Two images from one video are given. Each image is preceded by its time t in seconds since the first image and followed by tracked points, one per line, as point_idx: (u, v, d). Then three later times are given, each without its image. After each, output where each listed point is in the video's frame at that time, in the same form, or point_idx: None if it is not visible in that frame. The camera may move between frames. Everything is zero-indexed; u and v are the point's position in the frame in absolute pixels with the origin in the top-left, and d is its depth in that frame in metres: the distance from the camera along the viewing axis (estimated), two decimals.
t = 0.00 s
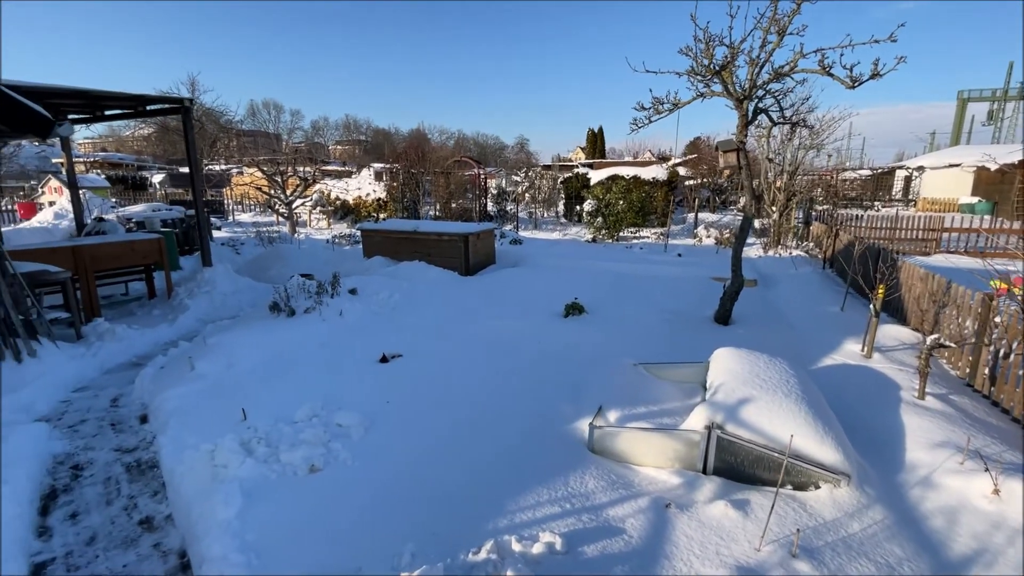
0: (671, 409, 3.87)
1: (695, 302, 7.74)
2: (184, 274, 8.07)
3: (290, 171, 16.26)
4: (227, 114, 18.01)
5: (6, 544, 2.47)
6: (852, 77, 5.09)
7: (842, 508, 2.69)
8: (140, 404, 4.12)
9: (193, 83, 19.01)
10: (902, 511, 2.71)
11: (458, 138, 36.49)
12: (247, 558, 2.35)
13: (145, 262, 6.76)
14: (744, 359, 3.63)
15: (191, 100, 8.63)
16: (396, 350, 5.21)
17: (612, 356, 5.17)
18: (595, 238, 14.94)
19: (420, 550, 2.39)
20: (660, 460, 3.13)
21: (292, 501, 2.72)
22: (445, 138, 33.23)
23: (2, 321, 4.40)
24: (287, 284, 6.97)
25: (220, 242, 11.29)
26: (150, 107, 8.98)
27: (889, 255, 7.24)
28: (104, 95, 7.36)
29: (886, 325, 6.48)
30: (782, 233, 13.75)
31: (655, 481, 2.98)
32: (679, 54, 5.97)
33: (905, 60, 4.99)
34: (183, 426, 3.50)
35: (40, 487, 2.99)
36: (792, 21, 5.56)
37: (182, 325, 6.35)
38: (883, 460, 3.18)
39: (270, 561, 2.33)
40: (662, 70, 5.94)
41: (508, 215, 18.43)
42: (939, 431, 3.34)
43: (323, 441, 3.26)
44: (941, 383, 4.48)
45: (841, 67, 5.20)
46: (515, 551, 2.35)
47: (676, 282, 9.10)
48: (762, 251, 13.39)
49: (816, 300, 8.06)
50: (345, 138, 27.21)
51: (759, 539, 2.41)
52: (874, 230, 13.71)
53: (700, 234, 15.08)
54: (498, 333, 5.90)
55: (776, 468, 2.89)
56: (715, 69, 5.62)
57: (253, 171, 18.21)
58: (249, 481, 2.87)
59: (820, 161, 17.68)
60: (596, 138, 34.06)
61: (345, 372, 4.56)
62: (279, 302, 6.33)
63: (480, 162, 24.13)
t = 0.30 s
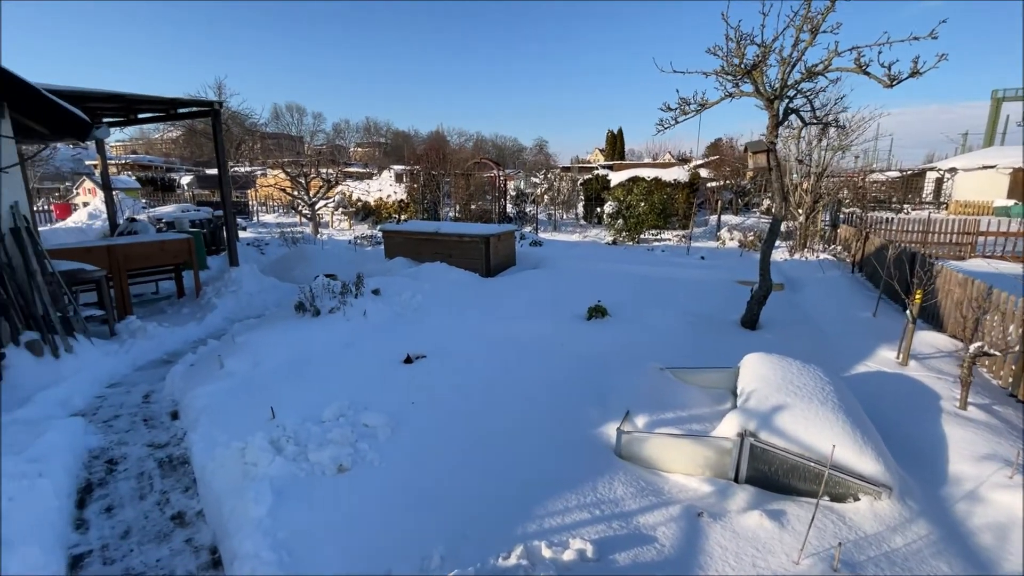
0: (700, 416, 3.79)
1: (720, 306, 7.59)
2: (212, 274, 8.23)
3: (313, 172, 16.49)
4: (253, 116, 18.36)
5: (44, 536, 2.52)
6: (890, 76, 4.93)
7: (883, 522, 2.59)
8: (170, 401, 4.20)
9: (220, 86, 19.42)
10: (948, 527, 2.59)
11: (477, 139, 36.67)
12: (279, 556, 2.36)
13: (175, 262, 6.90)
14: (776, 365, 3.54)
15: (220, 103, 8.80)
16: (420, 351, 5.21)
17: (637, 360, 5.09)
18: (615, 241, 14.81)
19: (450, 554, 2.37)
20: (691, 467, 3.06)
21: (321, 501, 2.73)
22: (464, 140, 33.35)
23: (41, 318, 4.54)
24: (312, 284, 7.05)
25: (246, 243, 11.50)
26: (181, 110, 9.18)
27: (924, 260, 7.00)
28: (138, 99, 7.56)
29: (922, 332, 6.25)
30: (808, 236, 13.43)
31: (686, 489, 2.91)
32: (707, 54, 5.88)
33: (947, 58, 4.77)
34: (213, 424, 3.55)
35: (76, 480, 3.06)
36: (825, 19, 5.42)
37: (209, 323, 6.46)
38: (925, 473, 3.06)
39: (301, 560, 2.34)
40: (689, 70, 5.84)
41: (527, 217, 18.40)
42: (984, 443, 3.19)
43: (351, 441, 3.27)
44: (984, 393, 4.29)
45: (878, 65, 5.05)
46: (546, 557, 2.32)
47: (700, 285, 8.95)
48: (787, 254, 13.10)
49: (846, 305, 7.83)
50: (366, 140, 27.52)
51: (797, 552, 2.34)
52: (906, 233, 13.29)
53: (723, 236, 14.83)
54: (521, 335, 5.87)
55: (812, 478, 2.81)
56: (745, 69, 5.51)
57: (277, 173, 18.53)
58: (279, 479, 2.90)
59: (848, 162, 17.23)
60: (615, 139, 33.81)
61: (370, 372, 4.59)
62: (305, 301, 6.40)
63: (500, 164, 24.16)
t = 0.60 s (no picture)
0: (729, 422, 3.69)
1: (747, 310, 7.42)
2: (240, 274, 8.39)
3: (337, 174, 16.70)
4: (278, 119, 18.69)
5: (83, 529, 2.58)
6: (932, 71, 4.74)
7: (929, 537, 2.48)
8: (201, 397, 4.27)
9: (248, 90, 19.83)
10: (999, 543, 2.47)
11: (497, 141, 36.71)
12: (309, 554, 2.36)
13: (205, 262, 7.05)
14: (811, 371, 3.43)
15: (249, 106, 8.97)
16: (443, 351, 5.21)
17: (662, 363, 5.00)
18: (637, 243, 14.65)
19: (479, 558, 2.35)
20: (723, 474, 2.98)
21: (349, 500, 2.73)
22: (483, 142, 33.43)
23: (79, 315, 4.68)
24: (337, 284, 7.12)
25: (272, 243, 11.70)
26: (212, 114, 9.38)
27: (964, 263, 6.74)
28: (171, 103, 7.74)
29: (962, 339, 6.01)
30: (837, 238, 13.06)
31: (718, 497, 2.83)
32: (737, 52, 5.75)
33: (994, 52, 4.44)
34: (243, 421, 3.60)
35: (112, 473, 3.12)
36: (863, 14, 5.25)
37: (237, 322, 6.58)
38: (972, 485, 2.92)
39: (332, 559, 2.34)
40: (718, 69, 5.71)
41: (548, 219, 18.32)
42: None
43: (377, 440, 3.27)
44: None
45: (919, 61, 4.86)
46: (576, 564, 2.28)
47: (725, 288, 8.77)
48: (815, 257, 12.77)
49: (879, 310, 7.58)
50: (387, 143, 27.80)
51: (839, 565, 2.25)
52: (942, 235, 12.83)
53: (748, 238, 14.53)
54: (544, 337, 5.82)
55: (852, 489, 2.70)
56: (779, 67, 5.38)
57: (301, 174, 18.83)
58: (308, 477, 2.91)
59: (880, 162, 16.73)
60: (636, 140, 33.45)
61: (394, 371, 4.60)
62: (330, 301, 6.47)
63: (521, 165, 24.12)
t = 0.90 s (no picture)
0: (757, 427, 3.62)
1: (774, 313, 7.26)
2: (268, 273, 8.57)
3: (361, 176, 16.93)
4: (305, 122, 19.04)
5: (121, 518, 2.66)
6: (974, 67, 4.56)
7: (970, 551, 2.38)
8: (230, 393, 4.38)
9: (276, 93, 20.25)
10: None
11: (519, 142, 36.72)
12: (336, 550, 2.39)
13: (235, 261, 7.22)
14: (843, 377, 3.33)
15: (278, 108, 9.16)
16: (466, 351, 5.23)
17: (687, 367, 4.93)
18: (660, 245, 14.47)
19: (504, 559, 2.34)
20: (751, 481, 2.91)
21: (374, 497, 2.75)
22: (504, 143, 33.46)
23: (116, 312, 4.84)
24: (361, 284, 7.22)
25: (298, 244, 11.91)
26: (242, 117, 9.62)
27: (1006, 267, 6.47)
28: (204, 106, 7.96)
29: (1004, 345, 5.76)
30: (869, 241, 12.69)
31: (746, 504, 2.77)
32: (766, 49, 5.64)
33: None
34: (271, 417, 3.67)
35: (147, 466, 3.22)
36: (899, 9, 5.09)
37: (265, 320, 6.72)
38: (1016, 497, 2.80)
39: (358, 556, 2.37)
40: (747, 67, 5.61)
41: (569, 220, 18.24)
42: None
43: (401, 439, 3.30)
44: None
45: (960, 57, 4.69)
46: (601, 568, 2.26)
47: (752, 291, 8.60)
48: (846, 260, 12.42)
49: (914, 315, 7.33)
50: (410, 145, 28.06)
51: None
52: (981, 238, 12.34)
53: (775, 241, 14.22)
54: (566, 338, 5.79)
55: (888, 499, 2.61)
56: (810, 65, 5.25)
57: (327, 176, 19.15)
58: (334, 474, 2.95)
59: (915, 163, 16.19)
60: (659, 140, 33.06)
61: (417, 371, 4.64)
62: (355, 301, 6.56)
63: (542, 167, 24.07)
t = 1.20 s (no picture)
0: (783, 433, 3.55)
1: (801, 317, 7.10)
2: (294, 273, 8.75)
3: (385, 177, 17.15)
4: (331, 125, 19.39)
5: (155, 508, 2.76)
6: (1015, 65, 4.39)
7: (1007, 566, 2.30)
8: (258, 390, 4.49)
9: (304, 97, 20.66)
10: None
11: (541, 143, 36.68)
12: (359, 546, 2.43)
13: (264, 261, 7.40)
14: (873, 383, 3.25)
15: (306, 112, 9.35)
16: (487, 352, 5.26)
17: (711, 371, 4.86)
18: (683, 246, 14.28)
19: (523, 559, 2.35)
20: (776, 489, 2.86)
21: (397, 495, 2.80)
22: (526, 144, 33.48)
23: (151, 309, 5.01)
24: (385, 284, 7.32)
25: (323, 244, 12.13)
26: (271, 120, 9.85)
27: None
28: (236, 110, 8.18)
29: None
30: (902, 244, 12.30)
31: (771, 512, 2.73)
32: (796, 48, 5.52)
33: None
34: (297, 414, 3.76)
35: (179, 458, 3.32)
36: (936, 5, 4.92)
37: (292, 319, 6.86)
38: None
39: (380, 551, 2.41)
40: (775, 67, 5.51)
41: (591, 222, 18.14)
42: None
43: (423, 438, 3.34)
44: None
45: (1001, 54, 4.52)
46: (621, 571, 2.26)
47: (778, 294, 8.43)
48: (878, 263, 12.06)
49: (950, 321, 7.08)
50: (433, 146, 28.30)
51: None
52: None
53: (803, 243, 13.90)
54: (587, 340, 5.77)
55: (920, 510, 2.54)
56: (841, 64, 5.13)
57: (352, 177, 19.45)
58: (358, 471, 3.00)
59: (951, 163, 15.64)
60: (683, 140, 32.59)
61: (439, 370, 4.69)
62: (379, 300, 6.65)
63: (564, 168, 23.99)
